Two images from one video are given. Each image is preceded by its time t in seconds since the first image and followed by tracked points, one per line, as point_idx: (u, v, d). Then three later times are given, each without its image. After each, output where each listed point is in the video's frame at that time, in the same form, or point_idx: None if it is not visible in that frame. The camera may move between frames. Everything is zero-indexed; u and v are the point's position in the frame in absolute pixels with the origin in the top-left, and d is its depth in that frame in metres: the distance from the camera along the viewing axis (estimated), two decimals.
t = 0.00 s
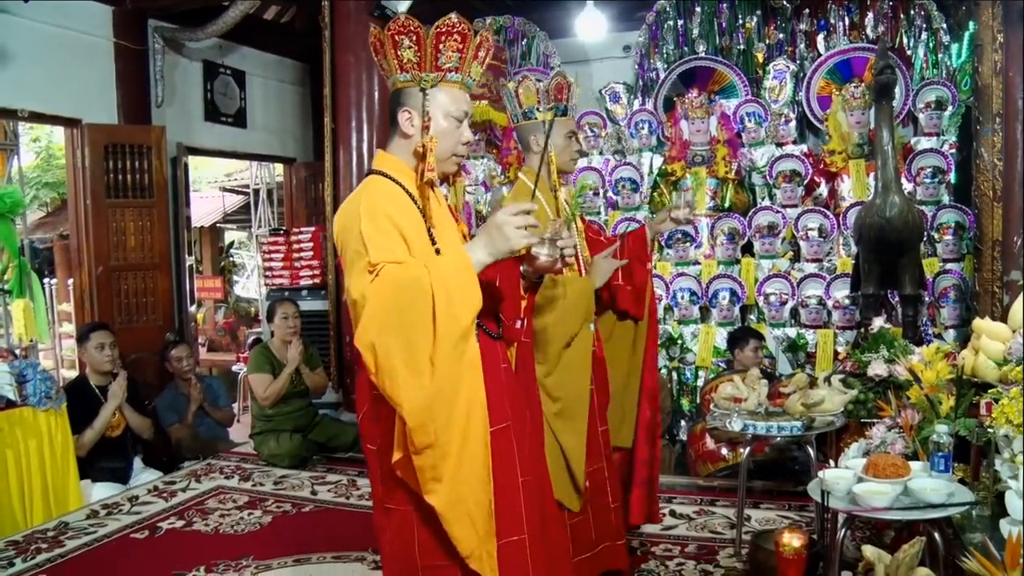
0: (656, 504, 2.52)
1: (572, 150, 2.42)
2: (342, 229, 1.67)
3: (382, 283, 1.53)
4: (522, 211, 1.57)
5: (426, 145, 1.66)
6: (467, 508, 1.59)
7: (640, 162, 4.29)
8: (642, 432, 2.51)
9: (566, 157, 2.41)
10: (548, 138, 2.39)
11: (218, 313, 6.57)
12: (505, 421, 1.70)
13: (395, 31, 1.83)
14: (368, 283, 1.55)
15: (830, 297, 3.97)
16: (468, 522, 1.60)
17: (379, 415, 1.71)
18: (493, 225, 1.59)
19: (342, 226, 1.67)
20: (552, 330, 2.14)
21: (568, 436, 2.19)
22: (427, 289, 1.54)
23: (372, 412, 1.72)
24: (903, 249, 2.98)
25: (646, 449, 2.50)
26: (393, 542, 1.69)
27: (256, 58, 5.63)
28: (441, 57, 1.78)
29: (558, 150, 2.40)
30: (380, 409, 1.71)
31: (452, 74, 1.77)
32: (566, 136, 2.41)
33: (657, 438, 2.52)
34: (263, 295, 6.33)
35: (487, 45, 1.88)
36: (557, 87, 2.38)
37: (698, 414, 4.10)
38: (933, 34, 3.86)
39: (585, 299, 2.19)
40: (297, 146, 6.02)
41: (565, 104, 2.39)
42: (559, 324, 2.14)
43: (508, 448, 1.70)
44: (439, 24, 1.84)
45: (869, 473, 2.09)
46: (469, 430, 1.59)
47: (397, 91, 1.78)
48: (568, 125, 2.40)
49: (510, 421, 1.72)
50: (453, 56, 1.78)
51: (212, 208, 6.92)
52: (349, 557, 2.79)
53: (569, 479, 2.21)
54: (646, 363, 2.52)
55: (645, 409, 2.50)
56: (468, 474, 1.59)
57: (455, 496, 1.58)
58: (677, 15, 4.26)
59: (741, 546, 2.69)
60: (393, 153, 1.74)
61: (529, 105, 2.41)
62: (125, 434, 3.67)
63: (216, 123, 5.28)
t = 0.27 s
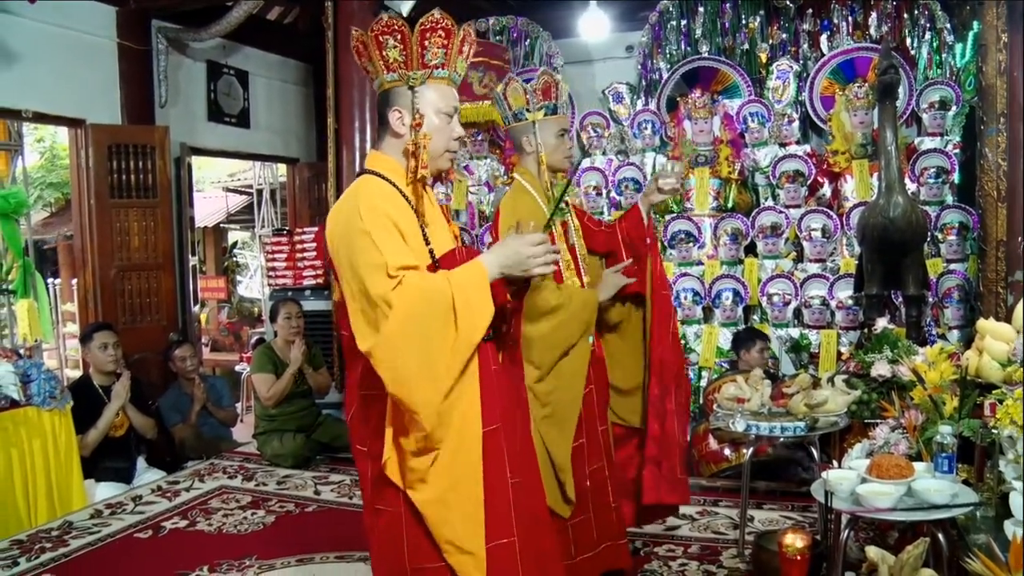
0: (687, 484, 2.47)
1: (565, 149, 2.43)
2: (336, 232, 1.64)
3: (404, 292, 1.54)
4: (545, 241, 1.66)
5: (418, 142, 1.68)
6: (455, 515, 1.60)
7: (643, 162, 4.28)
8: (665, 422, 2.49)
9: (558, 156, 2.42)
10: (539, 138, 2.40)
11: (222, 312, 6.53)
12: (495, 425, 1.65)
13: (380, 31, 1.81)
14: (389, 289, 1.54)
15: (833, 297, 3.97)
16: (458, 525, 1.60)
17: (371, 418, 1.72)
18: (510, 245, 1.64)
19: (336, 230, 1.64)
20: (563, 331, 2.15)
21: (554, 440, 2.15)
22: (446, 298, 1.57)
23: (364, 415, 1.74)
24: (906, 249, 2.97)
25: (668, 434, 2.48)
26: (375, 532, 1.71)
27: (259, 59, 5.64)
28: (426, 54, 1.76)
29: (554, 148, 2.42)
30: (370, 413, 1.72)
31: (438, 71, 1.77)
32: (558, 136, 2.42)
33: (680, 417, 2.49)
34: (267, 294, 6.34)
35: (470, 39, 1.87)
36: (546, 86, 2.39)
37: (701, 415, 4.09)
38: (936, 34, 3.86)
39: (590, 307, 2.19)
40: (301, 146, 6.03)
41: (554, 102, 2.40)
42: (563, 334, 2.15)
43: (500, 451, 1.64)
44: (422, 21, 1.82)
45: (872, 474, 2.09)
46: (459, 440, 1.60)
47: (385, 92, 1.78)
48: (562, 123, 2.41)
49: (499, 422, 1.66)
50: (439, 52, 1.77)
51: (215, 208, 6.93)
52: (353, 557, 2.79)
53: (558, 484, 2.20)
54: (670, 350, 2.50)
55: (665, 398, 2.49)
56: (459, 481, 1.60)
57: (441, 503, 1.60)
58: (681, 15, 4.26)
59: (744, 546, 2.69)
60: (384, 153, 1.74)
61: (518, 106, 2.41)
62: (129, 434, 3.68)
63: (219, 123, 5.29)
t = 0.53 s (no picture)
0: (708, 491, 2.49)
1: (565, 149, 2.44)
2: (339, 232, 1.63)
3: (420, 293, 1.54)
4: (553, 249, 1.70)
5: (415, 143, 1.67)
6: (457, 514, 1.60)
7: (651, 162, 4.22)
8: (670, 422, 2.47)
9: (559, 156, 2.43)
10: (539, 138, 2.41)
11: (229, 313, 6.60)
12: (495, 426, 1.66)
13: (372, 33, 1.77)
14: (404, 290, 1.55)
15: (841, 297, 3.94)
16: (462, 524, 1.61)
17: (373, 417, 1.70)
18: (513, 249, 1.67)
19: (339, 230, 1.63)
20: (579, 325, 2.12)
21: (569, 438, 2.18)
22: (459, 301, 1.58)
23: (364, 414, 1.72)
24: (915, 249, 2.95)
25: (670, 445, 2.48)
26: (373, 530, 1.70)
27: (267, 60, 5.65)
28: (418, 53, 1.74)
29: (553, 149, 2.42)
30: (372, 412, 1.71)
31: (432, 70, 1.74)
32: (558, 135, 2.43)
33: (678, 426, 2.48)
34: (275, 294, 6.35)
35: (459, 36, 1.84)
36: (543, 86, 2.40)
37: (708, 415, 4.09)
38: (945, 34, 3.85)
39: (607, 299, 2.18)
40: (308, 146, 6.04)
41: (553, 102, 2.40)
42: (579, 330, 2.13)
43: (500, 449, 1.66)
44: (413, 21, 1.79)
45: (880, 475, 2.08)
46: (462, 442, 1.62)
47: (380, 94, 1.76)
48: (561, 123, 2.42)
49: (498, 423, 1.67)
50: (431, 51, 1.74)
51: (222, 208, 6.96)
52: (359, 556, 2.80)
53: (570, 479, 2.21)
54: (673, 358, 2.49)
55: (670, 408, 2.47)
56: (464, 480, 1.61)
57: (445, 502, 1.60)
58: (687, 15, 4.29)
59: (751, 547, 2.68)
60: (383, 154, 1.74)
61: (517, 108, 2.42)
62: (136, 434, 3.69)
63: (226, 123, 5.31)
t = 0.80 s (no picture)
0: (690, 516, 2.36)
1: (573, 150, 2.43)
2: (347, 232, 1.64)
3: (431, 292, 1.54)
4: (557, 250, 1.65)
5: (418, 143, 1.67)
6: (466, 512, 1.60)
7: (663, 163, 4.26)
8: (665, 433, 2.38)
9: (567, 157, 2.42)
10: (546, 140, 2.41)
11: (241, 313, 6.63)
12: (501, 426, 1.64)
13: (368, 39, 1.77)
14: (415, 288, 1.55)
15: (854, 298, 3.92)
16: (470, 522, 1.60)
17: (381, 415, 1.70)
18: (519, 250, 1.63)
19: (348, 231, 1.64)
20: (604, 300, 2.18)
21: (592, 392, 2.25)
22: (468, 300, 1.56)
23: (371, 413, 1.72)
24: (930, 249, 2.92)
25: (653, 464, 2.37)
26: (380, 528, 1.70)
27: (279, 60, 5.67)
28: (417, 54, 1.74)
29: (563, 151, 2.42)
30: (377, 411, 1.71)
31: (431, 70, 1.75)
32: (566, 136, 2.42)
33: (663, 448, 2.36)
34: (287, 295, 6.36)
35: (457, 37, 1.85)
36: (551, 87, 2.41)
37: (720, 416, 4.07)
38: (960, 33, 3.83)
39: (623, 272, 2.22)
40: (320, 147, 6.06)
41: (561, 102, 2.40)
42: (604, 304, 2.18)
43: (507, 451, 1.64)
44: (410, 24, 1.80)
45: (893, 477, 2.06)
46: (473, 439, 1.61)
47: (382, 97, 1.76)
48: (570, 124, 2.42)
49: (505, 422, 1.65)
50: (429, 51, 1.75)
51: (236, 209, 7.01)
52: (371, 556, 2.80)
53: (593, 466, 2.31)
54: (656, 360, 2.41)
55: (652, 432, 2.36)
56: (473, 478, 1.60)
57: (455, 500, 1.60)
58: (699, 15, 4.27)
59: (763, 549, 2.67)
60: (387, 156, 1.74)
61: (524, 109, 2.42)
62: (150, 433, 3.71)
63: (239, 124, 5.33)
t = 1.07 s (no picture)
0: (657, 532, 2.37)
1: (581, 150, 2.43)
2: (357, 232, 1.63)
3: (438, 294, 1.54)
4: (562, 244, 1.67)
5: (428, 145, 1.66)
6: (472, 510, 1.61)
7: (674, 164, 4.24)
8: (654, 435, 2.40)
9: (576, 158, 2.43)
10: (555, 140, 2.41)
11: (254, 313, 6.66)
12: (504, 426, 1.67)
13: (374, 43, 1.77)
14: (421, 291, 1.54)
15: (867, 299, 3.91)
16: (477, 521, 1.62)
17: (389, 414, 1.69)
18: (525, 247, 1.64)
19: (356, 232, 1.63)
20: (616, 289, 2.17)
21: (611, 376, 2.22)
22: (474, 302, 1.57)
23: (379, 411, 1.71)
24: (945, 250, 2.89)
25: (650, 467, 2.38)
26: (385, 526, 1.70)
27: (292, 61, 5.69)
28: (422, 57, 1.74)
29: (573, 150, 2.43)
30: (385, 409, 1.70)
31: (437, 72, 1.75)
32: (575, 137, 2.42)
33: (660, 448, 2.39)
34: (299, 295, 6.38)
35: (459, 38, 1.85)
36: (560, 88, 2.41)
37: (733, 417, 4.06)
38: (975, 32, 3.81)
39: (632, 259, 2.22)
40: (333, 147, 6.07)
41: (570, 104, 2.40)
42: (616, 292, 2.17)
43: (508, 450, 1.68)
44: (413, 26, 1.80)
45: (907, 479, 2.05)
46: (479, 440, 1.62)
47: (390, 101, 1.76)
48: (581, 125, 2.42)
49: (510, 421, 1.69)
50: (434, 53, 1.75)
51: (249, 209, 7.02)
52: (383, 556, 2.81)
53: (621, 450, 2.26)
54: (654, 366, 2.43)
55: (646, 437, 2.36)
56: (479, 478, 1.62)
57: (462, 499, 1.60)
58: (712, 15, 4.27)
59: (776, 551, 2.66)
60: (397, 157, 1.73)
61: (534, 111, 2.44)
62: (163, 433, 3.73)
63: (252, 124, 5.35)
